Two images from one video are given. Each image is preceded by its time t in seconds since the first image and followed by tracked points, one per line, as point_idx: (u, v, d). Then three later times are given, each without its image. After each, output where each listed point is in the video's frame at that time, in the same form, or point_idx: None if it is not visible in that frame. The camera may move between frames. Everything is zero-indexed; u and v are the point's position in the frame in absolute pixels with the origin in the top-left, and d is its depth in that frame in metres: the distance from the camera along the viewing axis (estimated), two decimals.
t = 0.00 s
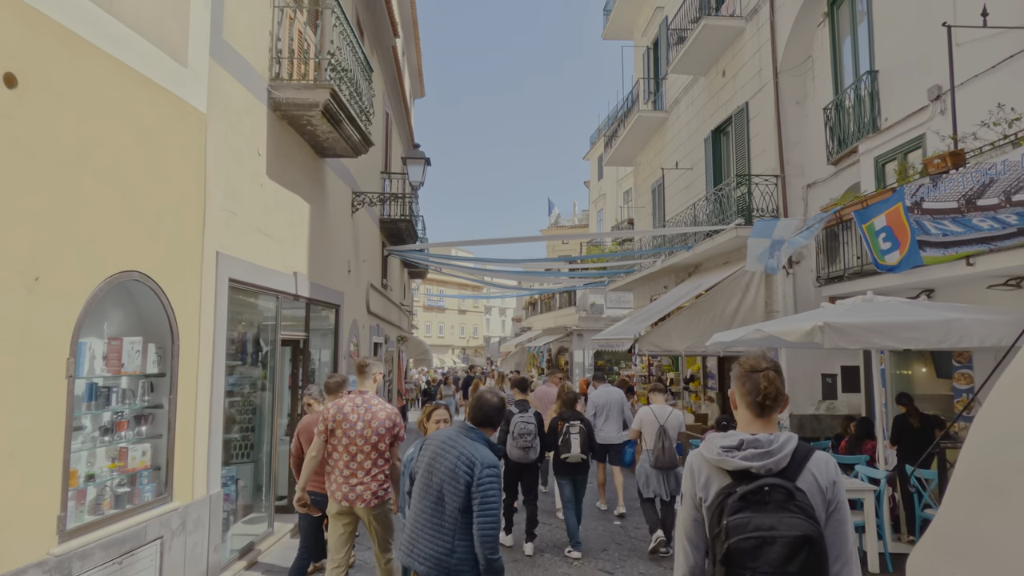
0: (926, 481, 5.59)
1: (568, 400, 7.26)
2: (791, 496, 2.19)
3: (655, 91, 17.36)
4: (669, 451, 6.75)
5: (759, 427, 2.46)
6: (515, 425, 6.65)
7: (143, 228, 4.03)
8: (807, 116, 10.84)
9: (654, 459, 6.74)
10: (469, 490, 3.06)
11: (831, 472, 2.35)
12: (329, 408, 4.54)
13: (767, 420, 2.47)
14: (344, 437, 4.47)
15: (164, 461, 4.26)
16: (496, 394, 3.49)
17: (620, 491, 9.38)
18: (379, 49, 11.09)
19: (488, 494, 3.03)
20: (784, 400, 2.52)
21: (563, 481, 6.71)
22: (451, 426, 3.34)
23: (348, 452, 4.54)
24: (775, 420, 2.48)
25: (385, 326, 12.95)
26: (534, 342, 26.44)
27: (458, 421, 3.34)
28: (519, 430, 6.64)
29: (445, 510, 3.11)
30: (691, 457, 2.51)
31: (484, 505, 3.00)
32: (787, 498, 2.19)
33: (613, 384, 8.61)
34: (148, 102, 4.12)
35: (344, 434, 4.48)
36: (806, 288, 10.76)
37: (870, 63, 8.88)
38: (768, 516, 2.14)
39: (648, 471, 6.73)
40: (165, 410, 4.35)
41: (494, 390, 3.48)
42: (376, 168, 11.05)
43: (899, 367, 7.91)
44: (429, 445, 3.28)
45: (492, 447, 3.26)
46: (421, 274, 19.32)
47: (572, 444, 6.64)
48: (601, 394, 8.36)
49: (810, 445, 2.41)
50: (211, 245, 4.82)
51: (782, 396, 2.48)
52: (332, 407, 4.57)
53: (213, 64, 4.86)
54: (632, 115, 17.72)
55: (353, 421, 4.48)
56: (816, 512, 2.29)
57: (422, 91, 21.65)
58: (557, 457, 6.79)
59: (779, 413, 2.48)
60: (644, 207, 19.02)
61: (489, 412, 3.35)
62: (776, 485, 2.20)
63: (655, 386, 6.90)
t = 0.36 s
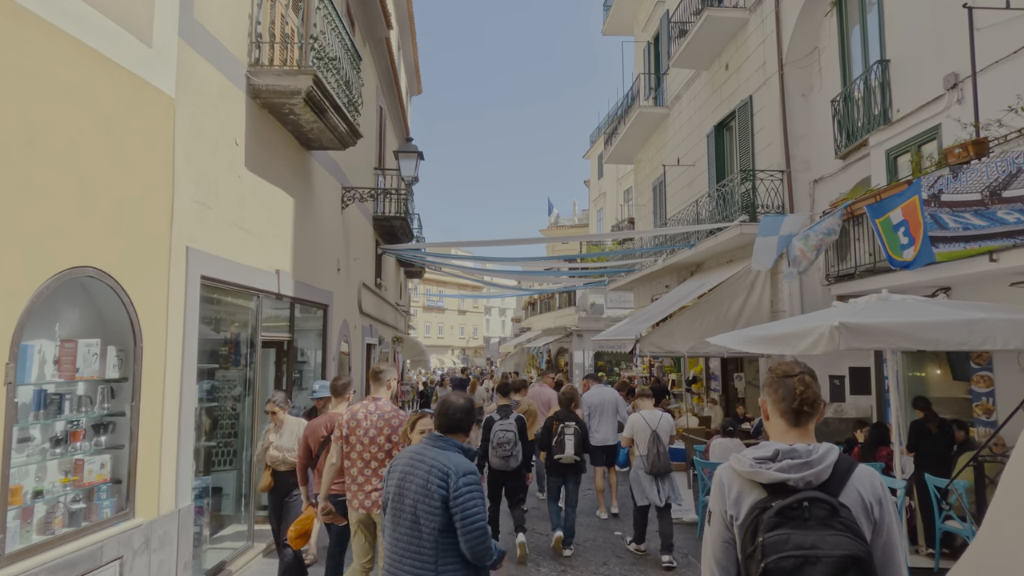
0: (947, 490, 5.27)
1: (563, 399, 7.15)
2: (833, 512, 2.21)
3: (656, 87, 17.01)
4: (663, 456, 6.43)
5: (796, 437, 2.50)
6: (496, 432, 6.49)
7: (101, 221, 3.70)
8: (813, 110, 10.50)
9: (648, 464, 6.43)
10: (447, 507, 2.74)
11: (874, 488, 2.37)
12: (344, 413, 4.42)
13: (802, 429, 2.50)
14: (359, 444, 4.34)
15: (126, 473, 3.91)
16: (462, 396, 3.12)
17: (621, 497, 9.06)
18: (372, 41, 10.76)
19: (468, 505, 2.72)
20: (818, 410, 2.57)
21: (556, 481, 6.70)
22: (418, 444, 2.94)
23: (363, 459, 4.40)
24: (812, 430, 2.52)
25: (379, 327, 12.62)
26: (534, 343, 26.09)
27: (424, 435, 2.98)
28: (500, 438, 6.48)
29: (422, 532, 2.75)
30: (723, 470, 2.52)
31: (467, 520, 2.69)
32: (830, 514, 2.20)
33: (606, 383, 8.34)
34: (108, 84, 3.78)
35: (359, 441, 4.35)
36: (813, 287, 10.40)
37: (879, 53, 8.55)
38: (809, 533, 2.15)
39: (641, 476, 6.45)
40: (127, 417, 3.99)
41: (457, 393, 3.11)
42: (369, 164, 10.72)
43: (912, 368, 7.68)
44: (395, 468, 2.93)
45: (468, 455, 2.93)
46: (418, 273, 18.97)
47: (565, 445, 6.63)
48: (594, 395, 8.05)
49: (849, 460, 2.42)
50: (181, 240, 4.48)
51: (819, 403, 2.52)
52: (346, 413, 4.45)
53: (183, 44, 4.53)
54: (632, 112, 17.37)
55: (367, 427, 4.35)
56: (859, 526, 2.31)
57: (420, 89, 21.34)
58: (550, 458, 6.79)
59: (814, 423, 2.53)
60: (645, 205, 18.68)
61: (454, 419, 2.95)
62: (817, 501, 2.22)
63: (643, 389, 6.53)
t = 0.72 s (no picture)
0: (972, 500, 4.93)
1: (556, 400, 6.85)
2: (864, 535, 1.85)
3: (657, 81, 16.67)
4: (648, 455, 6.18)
5: (820, 452, 2.15)
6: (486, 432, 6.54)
7: (50, 208, 3.35)
8: (820, 102, 10.17)
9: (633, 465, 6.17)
10: (421, 530, 2.44)
11: (913, 508, 1.99)
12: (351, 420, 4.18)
13: (826, 442, 2.15)
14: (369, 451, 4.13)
15: (81, 485, 3.57)
16: (435, 403, 2.82)
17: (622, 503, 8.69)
18: (364, 31, 10.43)
19: (444, 523, 2.43)
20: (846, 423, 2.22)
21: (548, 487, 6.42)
22: (381, 458, 2.65)
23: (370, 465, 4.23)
24: (838, 443, 2.16)
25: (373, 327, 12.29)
26: (533, 344, 25.76)
27: (388, 448, 2.66)
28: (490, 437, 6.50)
29: (394, 562, 2.43)
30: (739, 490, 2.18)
31: (446, 542, 2.41)
32: (860, 538, 1.84)
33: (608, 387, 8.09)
34: (60, 58, 3.44)
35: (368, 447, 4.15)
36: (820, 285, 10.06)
37: (890, 41, 8.22)
38: (837, 560, 1.80)
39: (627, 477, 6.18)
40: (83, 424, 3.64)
41: (430, 400, 2.82)
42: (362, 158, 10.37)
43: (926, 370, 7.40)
44: (355, 490, 2.60)
45: (437, 466, 2.63)
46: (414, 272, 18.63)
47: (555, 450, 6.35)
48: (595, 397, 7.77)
49: (882, 476, 2.05)
50: (147, 231, 4.13)
51: (845, 411, 2.18)
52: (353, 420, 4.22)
53: (149, 20, 4.20)
54: (633, 107, 17.04)
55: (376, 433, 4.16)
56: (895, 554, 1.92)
57: (417, 85, 21.01)
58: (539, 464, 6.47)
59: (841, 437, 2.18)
60: (646, 203, 18.35)
61: (416, 425, 2.65)
62: (845, 523, 1.86)
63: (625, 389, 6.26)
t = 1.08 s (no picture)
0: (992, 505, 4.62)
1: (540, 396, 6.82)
2: (881, 528, 1.50)
3: (657, 75, 16.33)
4: (631, 454, 6.13)
5: (838, 439, 1.80)
6: (479, 426, 6.33)
7: None
8: (825, 91, 9.83)
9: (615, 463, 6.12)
10: (366, 542, 2.16)
11: (944, 501, 1.60)
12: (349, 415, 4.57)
13: (849, 428, 1.81)
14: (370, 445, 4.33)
15: (21, 491, 3.23)
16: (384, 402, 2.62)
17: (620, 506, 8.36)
18: (354, 19, 10.10)
19: (391, 530, 2.16)
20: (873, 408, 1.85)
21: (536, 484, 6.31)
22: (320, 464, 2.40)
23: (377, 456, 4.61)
24: (862, 431, 1.81)
25: (365, 324, 11.98)
26: (532, 342, 25.46)
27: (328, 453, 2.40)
28: (483, 432, 6.31)
29: None
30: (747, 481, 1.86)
31: (394, 551, 2.14)
32: (874, 532, 1.49)
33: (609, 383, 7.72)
34: None
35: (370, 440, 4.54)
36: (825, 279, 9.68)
37: (899, 25, 7.89)
38: (845, 554, 1.47)
39: (609, 474, 6.14)
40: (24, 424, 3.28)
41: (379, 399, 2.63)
42: (352, 148, 10.04)
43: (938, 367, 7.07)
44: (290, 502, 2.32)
45: (383, 467, 2.38)
46: (410, 270, 18.32)
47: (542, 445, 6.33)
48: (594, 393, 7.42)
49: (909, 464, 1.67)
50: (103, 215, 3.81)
51: (871, 394, 1.84)
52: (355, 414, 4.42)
53: None
54: (632, 101, 16.72)
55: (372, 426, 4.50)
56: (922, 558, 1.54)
57: (413, 80, 20.68)
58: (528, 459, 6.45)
59: (865, 423, 1.82)
60: (646, 199, 18.03)
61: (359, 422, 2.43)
62: (859, 512, 1.52)
63: (616, 385, 6.07)
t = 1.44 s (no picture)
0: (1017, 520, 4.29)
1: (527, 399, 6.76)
2: None
3: (657, 69, 15.97)
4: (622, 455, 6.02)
5: (920, 480, 1.75)
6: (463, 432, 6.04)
7: None
8: (830, 82, 9.49)
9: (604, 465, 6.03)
10: None
11: None
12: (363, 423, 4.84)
13: (929, 463, 1.76)
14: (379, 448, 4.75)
15: None
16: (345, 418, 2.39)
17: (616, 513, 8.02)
18: (343, 7, 9.74)
19: (341, 569, 1.98)
20: (955, 437, 1.80)
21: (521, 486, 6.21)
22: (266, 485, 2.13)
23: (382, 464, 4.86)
24: (944, 465, 1.77)
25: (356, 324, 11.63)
26: (530, 343, 25.10)
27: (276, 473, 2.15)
28: (467, 438, 5.99)
29: None
30: (813, 522, 1.86)
31: None
32: None
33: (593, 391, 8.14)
34: None
35: (380, 447, 4.83)
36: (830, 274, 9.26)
37: (910, 11, 7.55)
38: None
39: (597, 476, 6.05)
40: None
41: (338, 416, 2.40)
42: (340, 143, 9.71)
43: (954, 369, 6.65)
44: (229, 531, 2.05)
45: (339, 493, 2.15)
46: (404, 269, 17.97)
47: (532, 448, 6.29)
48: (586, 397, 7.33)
49: (997, 511, 1.66)
50: (45, 204, 3.46)
51: (953, 424, 1.79)
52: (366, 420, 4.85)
53: None
54: (631, 96, 16.35)
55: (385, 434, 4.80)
56: None
57: (407, 75, 20.30)
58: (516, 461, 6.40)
59: (948, 455, 1.77)
60: (645, 196, 17.68)
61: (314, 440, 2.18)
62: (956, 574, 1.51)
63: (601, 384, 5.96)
